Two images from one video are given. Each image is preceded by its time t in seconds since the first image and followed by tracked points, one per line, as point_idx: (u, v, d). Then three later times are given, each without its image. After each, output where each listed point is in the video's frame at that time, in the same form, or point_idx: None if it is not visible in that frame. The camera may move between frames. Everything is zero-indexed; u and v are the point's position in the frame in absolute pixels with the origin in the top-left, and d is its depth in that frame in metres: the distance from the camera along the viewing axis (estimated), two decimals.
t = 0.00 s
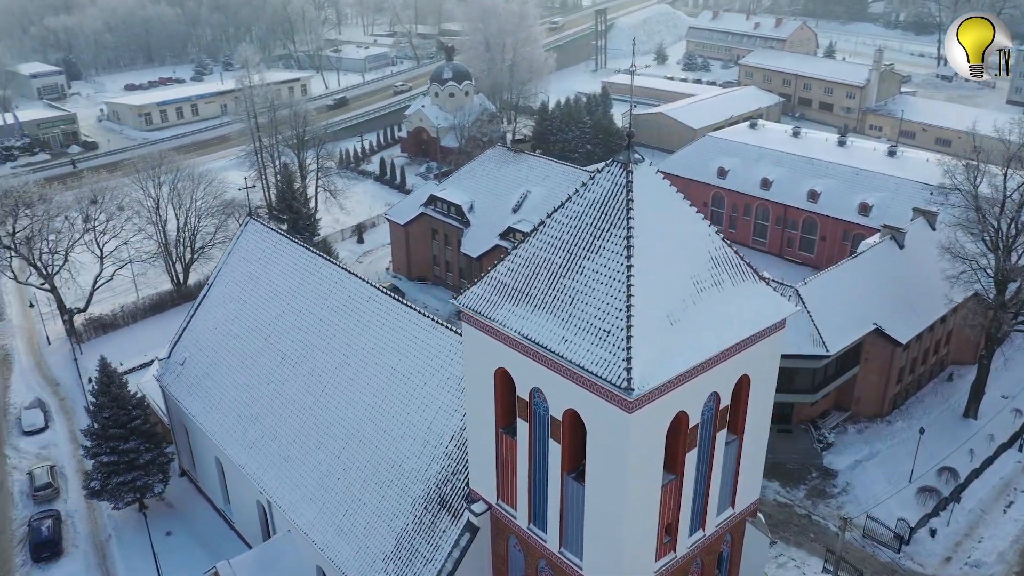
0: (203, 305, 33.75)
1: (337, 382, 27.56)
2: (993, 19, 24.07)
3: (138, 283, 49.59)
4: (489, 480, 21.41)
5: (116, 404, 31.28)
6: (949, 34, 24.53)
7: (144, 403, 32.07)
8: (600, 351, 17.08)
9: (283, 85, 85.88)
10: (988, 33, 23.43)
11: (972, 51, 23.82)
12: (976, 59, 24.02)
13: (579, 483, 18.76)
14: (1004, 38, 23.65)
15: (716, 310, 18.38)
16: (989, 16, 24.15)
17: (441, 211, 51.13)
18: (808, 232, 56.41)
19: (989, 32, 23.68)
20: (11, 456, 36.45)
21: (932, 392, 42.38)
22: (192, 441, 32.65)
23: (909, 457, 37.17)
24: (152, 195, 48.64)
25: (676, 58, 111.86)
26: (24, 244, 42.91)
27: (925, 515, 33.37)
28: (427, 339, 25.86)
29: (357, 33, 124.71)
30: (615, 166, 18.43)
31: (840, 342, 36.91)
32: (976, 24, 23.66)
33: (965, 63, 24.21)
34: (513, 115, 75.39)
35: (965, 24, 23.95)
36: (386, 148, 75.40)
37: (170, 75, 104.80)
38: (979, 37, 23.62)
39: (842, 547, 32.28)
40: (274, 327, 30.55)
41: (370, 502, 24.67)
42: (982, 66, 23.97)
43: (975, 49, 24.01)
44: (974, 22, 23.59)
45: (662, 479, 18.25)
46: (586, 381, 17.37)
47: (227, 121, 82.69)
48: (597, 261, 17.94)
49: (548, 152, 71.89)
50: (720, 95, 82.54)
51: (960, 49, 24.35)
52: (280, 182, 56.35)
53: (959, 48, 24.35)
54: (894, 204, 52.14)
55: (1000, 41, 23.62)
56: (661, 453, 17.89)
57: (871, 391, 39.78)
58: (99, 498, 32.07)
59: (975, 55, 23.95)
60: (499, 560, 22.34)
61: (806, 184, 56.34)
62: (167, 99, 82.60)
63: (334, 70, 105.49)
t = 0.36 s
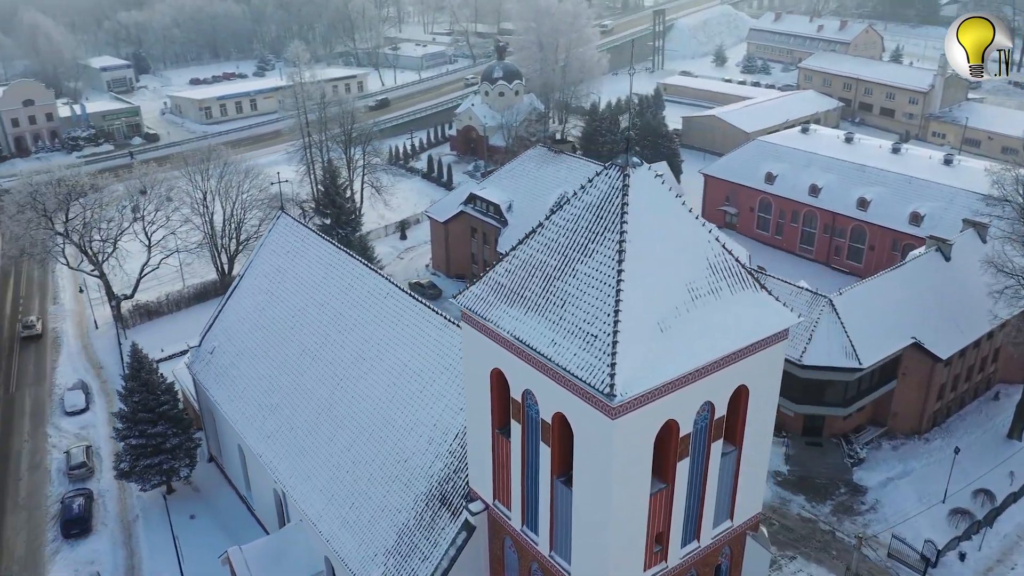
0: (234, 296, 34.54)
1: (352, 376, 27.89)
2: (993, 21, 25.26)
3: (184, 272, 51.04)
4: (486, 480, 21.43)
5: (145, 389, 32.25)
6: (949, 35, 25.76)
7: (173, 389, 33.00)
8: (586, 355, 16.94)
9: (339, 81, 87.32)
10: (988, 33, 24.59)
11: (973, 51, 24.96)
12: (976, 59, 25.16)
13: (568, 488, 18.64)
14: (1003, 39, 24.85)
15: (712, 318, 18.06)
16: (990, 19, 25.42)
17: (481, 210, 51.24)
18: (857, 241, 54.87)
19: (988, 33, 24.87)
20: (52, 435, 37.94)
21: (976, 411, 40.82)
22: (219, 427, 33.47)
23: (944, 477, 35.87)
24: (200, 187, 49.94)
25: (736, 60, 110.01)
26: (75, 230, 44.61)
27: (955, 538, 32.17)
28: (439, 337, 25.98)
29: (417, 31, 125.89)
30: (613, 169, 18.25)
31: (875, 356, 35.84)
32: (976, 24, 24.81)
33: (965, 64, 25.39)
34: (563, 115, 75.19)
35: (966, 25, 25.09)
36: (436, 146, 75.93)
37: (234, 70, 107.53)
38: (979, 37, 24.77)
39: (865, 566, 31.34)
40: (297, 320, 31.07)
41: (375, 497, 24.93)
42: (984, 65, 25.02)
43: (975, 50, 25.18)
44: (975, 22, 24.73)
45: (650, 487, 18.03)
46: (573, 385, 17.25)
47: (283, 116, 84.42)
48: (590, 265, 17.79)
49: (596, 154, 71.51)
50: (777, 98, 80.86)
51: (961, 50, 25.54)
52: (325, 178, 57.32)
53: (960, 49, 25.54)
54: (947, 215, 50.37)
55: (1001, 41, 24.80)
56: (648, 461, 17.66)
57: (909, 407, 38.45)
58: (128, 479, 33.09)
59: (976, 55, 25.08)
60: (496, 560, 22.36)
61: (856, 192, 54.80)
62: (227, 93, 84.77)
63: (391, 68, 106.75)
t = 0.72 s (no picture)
0: (265, 289, 35.30)
1: (368, 370, 28.23)
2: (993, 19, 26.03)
3: (229, 262, 52.33)
4: (483, 479, 21.48)
5: (175, 375, 33.21)
6: (951, 35, 26.69)
7: (202, 376, 33.90)
8: (572, 359, 16.83)
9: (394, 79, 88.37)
10: (988, 33, 25.42)
11: (972, 52, 25.85)
12: (976, 59, 26.02)
13: (556, 491, 18.54)
14: (1003, 39, 25.64)
15: (707, 326, 17.72)
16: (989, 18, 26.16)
17: (521, 210, 51.51)
18: (908, 251, 53.09)
19: (988, 33, 25.70)
20: (93, 416, 39.36)
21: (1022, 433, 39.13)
22: (245, 415, 34.25)
23: (981, 499, 34.49)
24: (247, 180, 51.04)
25: (798, 63, 107.65)
26: (125, 219, 46.20)
27: (987, 563, 30.89)
28: (451, 335, 26.07)
29: (477, 30, 126.57)
30: (611, 172, 18.11)
31: (911, 370, 34.67)
32: (976, 25, 25.67)
33: (965, 63, 26.27)
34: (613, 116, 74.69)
35: (966, 25, 26.02)
36: (486, 144, 76.26)
37: (295, 66, 109.83)
38: (979, 38, 25.64)
39: None
40: (321, 313, 31.60)
41: (382, 491, 25.20)
42: (983, 65, 25.89)
43: (975, 49, 26.04)
44: (974, 23, 25.59)
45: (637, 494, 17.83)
46: (559, 389, 17.15)
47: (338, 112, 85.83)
48: (583, 268, 17.67)
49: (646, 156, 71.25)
50: (836, 102, 78.77)
51: (961, 50, 26.43)
52: (370, 174, 58.01)
53: (961, 49, 26.41)
54: (1003, 227, 48.40)
55: (1000, 41, 25.60)
56: (634, 469, 17.47)
57: (949, 425, 37.07)
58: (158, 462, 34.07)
59: (975, 55, 25.95)
60: (493, 560, 22.37)
61: (909, 201, 53.03)
62: (285, 89, 86.61)
63: (448, 66, 107.58)
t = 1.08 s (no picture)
0: (297, 281, 35.96)
1: (385, 365, 28.51)
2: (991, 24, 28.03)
3: (274, 254, 53.47)
4: (482, 478, 21.53)
5: (206, 363, 34.11)
6: (952, 35, 28.43)
7: (232, 364, 34.75)
8: (558, 362, 16.74)
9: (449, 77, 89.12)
10: (986, 33, 27.23)
11: (970, 51, 27.77)
12: (975, 57, 27.86)
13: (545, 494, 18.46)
14: (999, 39, 27.59)
15: (700, 334, 17.43)
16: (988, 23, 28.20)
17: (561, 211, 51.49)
18: (962, 263, 51.15)
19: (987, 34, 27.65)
20: (133, 398, 40.72)
21: None
22: (273, 404, 34.98)
23: (1019, 524, 33.06)
24: (293, 175, 52.13)
25: (864, 67, 104.78)
26: (174, 208, 47.68)
27: None
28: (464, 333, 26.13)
29: (537, 30, 126.77)
30: (609, 175, 17.95)
31: (948, 388, 33.42)
32: (975, 28, 27.66)
33: (967, 61, 28.12)
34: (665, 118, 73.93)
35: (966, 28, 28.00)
36: (536, 144, 76.30)
37: (356, 63, 111.66)
38: (977, 39, 27.52)
39: None
40: (346, 306, 32.03)
41: (390, 485, 25.46)
42: (982, 62, 27.73)
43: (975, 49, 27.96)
44: (972, 25, 27.59)
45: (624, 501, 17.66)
46: (545, 391, 17.08)
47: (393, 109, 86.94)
48: (575, 271, 17.55)
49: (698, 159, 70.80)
50: (899, 108, 76.36)
51: (962, 50, 28.34)
52: (415, 171, 58.57)
53: (961, 49, 28.34)
54: None
55: (996, 41, 27.50)
56: (619, 475, 17.32)
57: (990, 446, 35.66)
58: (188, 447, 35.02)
59: (974, 54, 27.84)
60: (491, 559, 22.40)
61: (966, 211, 51.04)
62: (342, 85, 88.15)
63: (505, 64, 107.95)
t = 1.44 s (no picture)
0: (326, 276, 36.52)
1: (401, 361, 28.75)
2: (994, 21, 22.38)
3: (314, 248, 54.28)
4: (482, 476, 21.61)
5: (234, 352, 34.85)
6: (951, 32, 22.75)
7: (260, 354, 35.44)
8: (546, 364, 16.70)
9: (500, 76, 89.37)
10: (988, 32, 21.62)
11: (969, 51, 22.00)
12: (975, 60, 22.13)
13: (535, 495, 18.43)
14: (1005, 39, 21.89)
15: (693, 342, 17.16)
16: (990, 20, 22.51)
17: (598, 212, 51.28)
18: (1015, 278, 49.03)
19: (989, 33, 22.01)
20: (170, 385, 41.87)
21: None
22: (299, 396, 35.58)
23: None
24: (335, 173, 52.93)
25: (928, 71, 101.65)
26: (216, 200, 48.84)
27: None
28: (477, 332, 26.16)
29: (592, 30, 126.32)
30: (608, 177, 17.80)
31: (982, 406, 32.19)
32: (976, 24, 22.00)
33: (965, 63, 22.38)
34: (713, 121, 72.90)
35: (964, 24, 22.29)
36: (583, 144, 76.02)
37: (410, 61, 112.77)
38: (978, 37, 21.82)
39: None
40: (369, 302, 32.41)
41: (398, 479, 25.66)
42: (982, 65, 21.95)
43: (974, 49, 22.29)
44: (973, 20, 21.89)
45: (611, 506, 17.54)
46: (533, 393, 17.07)
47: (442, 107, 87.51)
48: (569, 273, 17.47)
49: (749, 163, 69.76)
50: (961, 113, 73.71)
51: (960, 50, 22.58)
52: (456, 169, 58.81)
53: (958, 49, 22.58)
54: None
55: (1001, 41, 21.86)
56: (606, 480, 17.20)
57: None
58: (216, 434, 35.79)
59: (974, 55, 22.13)
60: (490, 558, 22.45)
61: (1019, 223, 48.74)
62: (394, 83, 89.06)
63: (558, 64, 107.80)
